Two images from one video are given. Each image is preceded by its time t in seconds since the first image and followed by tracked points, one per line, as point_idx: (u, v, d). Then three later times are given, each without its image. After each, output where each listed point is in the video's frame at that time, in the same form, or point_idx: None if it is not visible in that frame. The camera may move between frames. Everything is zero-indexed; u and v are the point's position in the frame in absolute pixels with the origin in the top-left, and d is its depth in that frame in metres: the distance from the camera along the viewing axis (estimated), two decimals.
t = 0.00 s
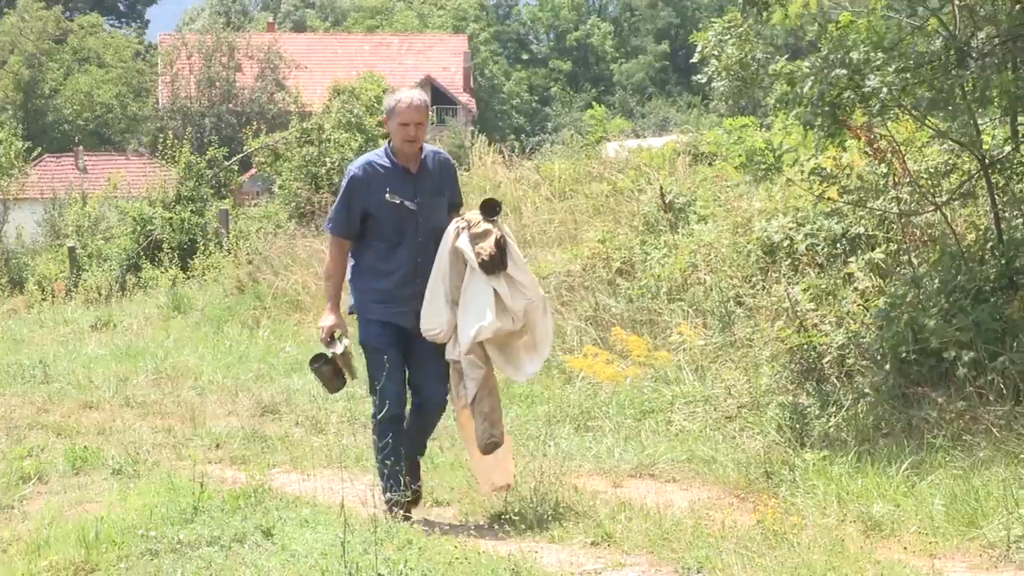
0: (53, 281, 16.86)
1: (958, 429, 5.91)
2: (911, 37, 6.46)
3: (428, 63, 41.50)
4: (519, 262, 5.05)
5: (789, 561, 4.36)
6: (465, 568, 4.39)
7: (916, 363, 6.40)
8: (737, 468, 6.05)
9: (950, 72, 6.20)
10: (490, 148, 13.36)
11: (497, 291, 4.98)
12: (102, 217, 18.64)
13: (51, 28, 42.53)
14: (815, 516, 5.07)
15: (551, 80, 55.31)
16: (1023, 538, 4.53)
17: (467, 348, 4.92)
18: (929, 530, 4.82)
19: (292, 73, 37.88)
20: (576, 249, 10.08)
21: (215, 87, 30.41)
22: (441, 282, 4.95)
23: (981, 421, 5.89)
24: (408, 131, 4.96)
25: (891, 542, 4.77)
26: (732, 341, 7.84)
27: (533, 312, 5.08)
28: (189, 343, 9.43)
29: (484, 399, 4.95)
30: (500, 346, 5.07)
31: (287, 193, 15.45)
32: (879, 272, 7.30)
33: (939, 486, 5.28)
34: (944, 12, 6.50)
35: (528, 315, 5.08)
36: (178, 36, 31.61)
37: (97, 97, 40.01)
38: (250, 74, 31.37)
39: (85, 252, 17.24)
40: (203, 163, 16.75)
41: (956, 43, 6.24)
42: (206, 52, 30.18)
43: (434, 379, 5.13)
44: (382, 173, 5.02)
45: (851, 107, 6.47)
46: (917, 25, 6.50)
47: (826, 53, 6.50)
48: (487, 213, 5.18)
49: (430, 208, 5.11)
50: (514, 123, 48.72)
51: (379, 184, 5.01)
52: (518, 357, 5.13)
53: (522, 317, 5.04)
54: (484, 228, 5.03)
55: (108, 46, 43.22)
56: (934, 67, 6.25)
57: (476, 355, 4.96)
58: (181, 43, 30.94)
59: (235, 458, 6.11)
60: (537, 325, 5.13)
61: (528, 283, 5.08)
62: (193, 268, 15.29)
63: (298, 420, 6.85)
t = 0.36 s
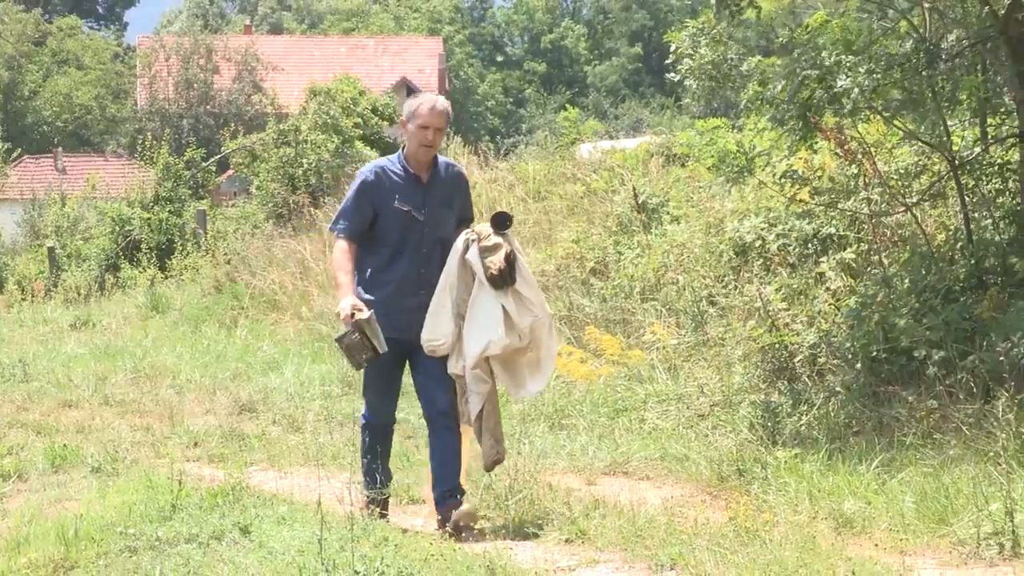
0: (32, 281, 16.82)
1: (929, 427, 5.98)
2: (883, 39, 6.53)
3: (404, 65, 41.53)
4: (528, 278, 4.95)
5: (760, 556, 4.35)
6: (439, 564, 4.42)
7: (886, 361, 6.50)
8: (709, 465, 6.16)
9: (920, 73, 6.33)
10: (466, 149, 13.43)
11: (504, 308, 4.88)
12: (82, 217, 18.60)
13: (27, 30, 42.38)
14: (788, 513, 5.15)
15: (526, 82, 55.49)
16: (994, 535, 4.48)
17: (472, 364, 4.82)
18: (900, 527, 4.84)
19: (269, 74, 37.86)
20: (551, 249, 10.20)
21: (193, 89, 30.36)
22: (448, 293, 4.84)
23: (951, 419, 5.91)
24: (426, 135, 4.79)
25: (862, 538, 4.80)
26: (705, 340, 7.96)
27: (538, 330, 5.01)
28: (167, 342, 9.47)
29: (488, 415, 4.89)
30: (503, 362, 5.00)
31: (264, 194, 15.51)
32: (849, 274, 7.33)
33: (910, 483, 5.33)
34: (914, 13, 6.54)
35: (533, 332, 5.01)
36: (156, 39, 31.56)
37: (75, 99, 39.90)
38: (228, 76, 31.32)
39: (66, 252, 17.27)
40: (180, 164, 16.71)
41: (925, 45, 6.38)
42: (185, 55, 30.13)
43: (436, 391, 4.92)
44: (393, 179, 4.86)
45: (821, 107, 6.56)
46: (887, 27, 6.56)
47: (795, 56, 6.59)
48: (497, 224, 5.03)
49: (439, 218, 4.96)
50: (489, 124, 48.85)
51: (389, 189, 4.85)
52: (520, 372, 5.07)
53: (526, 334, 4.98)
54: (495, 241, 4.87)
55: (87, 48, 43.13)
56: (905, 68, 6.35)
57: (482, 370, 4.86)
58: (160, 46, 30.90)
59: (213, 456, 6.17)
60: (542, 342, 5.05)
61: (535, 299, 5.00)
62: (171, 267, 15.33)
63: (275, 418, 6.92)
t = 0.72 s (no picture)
0: (13, 281, 16.70)
1: (901, 424, 6.06)
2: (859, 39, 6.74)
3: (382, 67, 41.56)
4: (542, 274, 4.98)
5: (736, 552, 4.46)
6: (418, 561, 4.49)
7: (859, 359, 6.59)
8: (683, 462, 6.28)
9: (893, 74, 6.37)
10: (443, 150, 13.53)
11: (517, 303, 4.89)
12: (61, 217, 18.56)
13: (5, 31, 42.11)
14: (762, 510, 5.27)
15: (502, 83, 55.61)
16: (964, 530, 4.60)
17: (483, 357, 4.83)
18: (873, 523, 4.96)
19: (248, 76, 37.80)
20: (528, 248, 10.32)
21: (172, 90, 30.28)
22: (463, 285, 4.85)
23: (923, 417, 6.00)
24: (445, 123, 4.83)
25: (836, 534, 4.91)
26: (680, 338, 8.08)
27: (553, 327, 4.99)
28: (147, 341, 9.51)
29: (493, 412, 4.90)
30: (516, 358, 4.98)
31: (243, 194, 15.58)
32: (823, 273, 7.47)
33: (882, 480, 5.47)
34: (887, 16, 6.77)
35: (547, 329, 4.99)
36: (135, 40, 31.45)
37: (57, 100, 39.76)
38: (208, 77, 31.23)
39: (46, 252, 17.28)
40: (161, 165, 16.68)
41: (898, 48, 6.43)
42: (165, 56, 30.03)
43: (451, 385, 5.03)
44: (415, 167, 4.89)
45: (796, 109, 6.67)
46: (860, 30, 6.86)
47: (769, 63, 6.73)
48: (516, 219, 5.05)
49: (459, 208, 4.98)
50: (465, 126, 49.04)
51: (409, 177, 4.88)
52: (533, 370, 5.03)
53: (540, 329, 4.96)
54: (512, 236, 4.92)
55: (67, 51, 42.95)
56: (878, 69, 6.41)
57: (491, 366, 4.87)
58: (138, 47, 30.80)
59: (193, 453, 6.24)
60: (557, 340, 5.02)
61: (550, 296, 5.00)
62: (151, 268, 15.37)
63: (254, 416, 6.99)
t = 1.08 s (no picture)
0: None
1: (870, 421, 6.18)
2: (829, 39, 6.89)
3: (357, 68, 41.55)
4: (550, 272, 4.82)
5: (706, 548, 4.55)
6: (392, 556, 4.55)
7: (829, 357, 6.71)
8: (655, 458, 6.39)
9: (862, 75, 6.52)
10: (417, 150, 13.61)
11: (523, 303, 4.76)
12: (38, 217, 18.54)
13: None
14: (732, 506, 5.38)
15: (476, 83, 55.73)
16: (932, 526, 4.65)
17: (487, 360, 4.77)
18: (843, 519, 5.08)
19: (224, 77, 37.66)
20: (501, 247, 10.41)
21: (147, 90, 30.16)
22: (467, 289, 4.78)
23: (892, 414, 6.13)
24: (436, 131, 4.77)
25: (806, 530, 5.02)
26: (651, 336, 8.18)
27: (562, 325, 4.85)
28: (123, 339, 9.54)
29: (503, 413, 4.84)
30: (525, 358, 4.87)
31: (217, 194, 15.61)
32: (792, 271, 7.62)
33: (850, 476, 5.59)
34: (855, 17, 6.85)
35: (556, 327, 4.85)
36: (111, 40, 31.27)
37: (34, 100, 39.55)
38: (184, 78, 31.11)
39: (22, 251, 17.25)
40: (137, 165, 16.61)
41: (868, 49, 6.59)
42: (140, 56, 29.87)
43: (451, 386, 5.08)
44: (411, 178, 4.83)
45: (765, 111, 6.84)
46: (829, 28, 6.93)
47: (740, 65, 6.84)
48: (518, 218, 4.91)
49: (460, 216, 4.92)
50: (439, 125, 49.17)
51: (406, 189, 4.82)
52: (545, 369, 4.91)
53: (549, 329, 4.81)
54: (516, 236, 4.79)
55: (44, 52, 42.71)
56: (848, 70, 6.58)
57: (496, 367, 4.80)
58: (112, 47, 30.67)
59: (168, 450, 6.29)
60: (568, 338, 4.89)
61: (560, 294, 4.85)
62: (127, 267, 15.38)
63: (230, 413, 7.04)
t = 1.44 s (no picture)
0: None
1: (832, 418, 6.32)
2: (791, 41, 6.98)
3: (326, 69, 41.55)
4: (543, 254, 4.90)
5: (670, 543, 4.67)
6: (360, 552, 4.63)
7: (791, 354, 6.87)
8: (620, 455, 6.52)
9: (824, 76, 6.72)
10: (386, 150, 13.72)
11: (522, 286, 4.82)
12: (8, 217, 18.52)
13: None
14: (696, 503, 5.51)
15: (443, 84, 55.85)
16: (894, 522, 4.81)
17: (490, 347, 4.77)
18: (805, 515, 5.21)
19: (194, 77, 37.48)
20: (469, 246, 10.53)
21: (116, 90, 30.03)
22: (462, 276, 4.80)
23: (855, 410, 6.27)
24: (418, 111, 4.84)
25: (769, 526, 5.17)
26: (616, 334, 8.33)
27: (559, 307, 4.93)
28: (94, 337, 9.58)
29: (506, 399, 4.84)
30: (524, 344, 4.92)
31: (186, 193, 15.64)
32: (755, 269, 7.76)
33: (813, 472, 5.72)
34: (819, 18, 6.98)
35: (553, 309, 4.93)
36: (81, 41, 30.98)
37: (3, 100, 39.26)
38: (154, 79, 30.97)
39: None
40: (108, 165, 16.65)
41: (830, 49, 6.75)
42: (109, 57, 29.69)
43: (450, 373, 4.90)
44: (398, 162, 4.86)
45: (729, 110, 6.98)
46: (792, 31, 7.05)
47: (703, 64, 6.98)
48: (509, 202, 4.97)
49: (447, 200, 4.94)
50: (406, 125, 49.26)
51: (393, 173, 4.85)
52: (543, 354, 4.98)
53: (547, 311, 4.89)
54: (506, 219, 4.85)
55: (13, 52, 42.41)
56: (811, 71, 6.76)
57: (498, 354, 4.81)
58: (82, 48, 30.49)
59: (138, 447, 6.36)
60: (563, 320, 4.97)
61: (554, 276, 4.93)
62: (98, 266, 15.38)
63: (199, 411, 7.11)
